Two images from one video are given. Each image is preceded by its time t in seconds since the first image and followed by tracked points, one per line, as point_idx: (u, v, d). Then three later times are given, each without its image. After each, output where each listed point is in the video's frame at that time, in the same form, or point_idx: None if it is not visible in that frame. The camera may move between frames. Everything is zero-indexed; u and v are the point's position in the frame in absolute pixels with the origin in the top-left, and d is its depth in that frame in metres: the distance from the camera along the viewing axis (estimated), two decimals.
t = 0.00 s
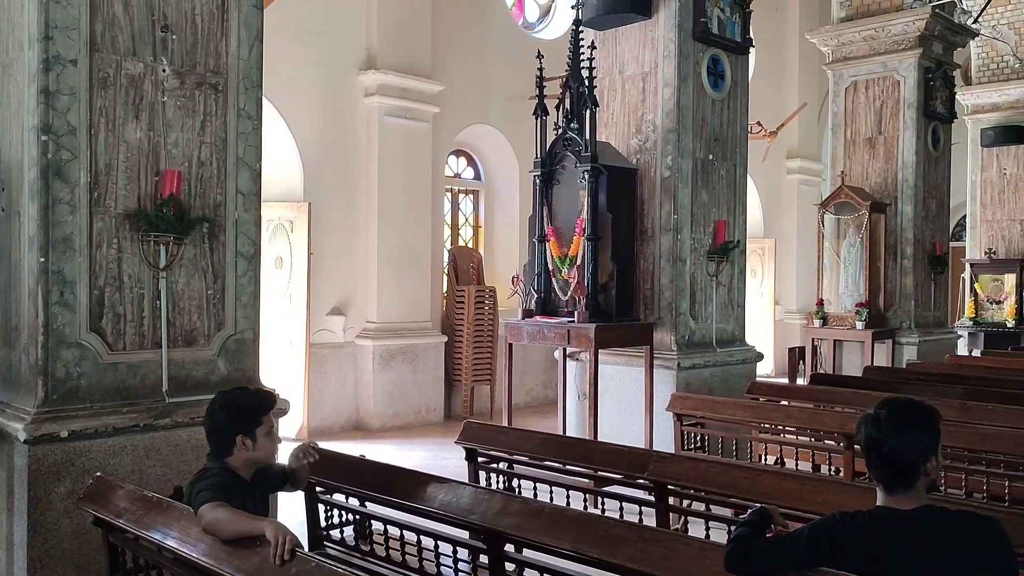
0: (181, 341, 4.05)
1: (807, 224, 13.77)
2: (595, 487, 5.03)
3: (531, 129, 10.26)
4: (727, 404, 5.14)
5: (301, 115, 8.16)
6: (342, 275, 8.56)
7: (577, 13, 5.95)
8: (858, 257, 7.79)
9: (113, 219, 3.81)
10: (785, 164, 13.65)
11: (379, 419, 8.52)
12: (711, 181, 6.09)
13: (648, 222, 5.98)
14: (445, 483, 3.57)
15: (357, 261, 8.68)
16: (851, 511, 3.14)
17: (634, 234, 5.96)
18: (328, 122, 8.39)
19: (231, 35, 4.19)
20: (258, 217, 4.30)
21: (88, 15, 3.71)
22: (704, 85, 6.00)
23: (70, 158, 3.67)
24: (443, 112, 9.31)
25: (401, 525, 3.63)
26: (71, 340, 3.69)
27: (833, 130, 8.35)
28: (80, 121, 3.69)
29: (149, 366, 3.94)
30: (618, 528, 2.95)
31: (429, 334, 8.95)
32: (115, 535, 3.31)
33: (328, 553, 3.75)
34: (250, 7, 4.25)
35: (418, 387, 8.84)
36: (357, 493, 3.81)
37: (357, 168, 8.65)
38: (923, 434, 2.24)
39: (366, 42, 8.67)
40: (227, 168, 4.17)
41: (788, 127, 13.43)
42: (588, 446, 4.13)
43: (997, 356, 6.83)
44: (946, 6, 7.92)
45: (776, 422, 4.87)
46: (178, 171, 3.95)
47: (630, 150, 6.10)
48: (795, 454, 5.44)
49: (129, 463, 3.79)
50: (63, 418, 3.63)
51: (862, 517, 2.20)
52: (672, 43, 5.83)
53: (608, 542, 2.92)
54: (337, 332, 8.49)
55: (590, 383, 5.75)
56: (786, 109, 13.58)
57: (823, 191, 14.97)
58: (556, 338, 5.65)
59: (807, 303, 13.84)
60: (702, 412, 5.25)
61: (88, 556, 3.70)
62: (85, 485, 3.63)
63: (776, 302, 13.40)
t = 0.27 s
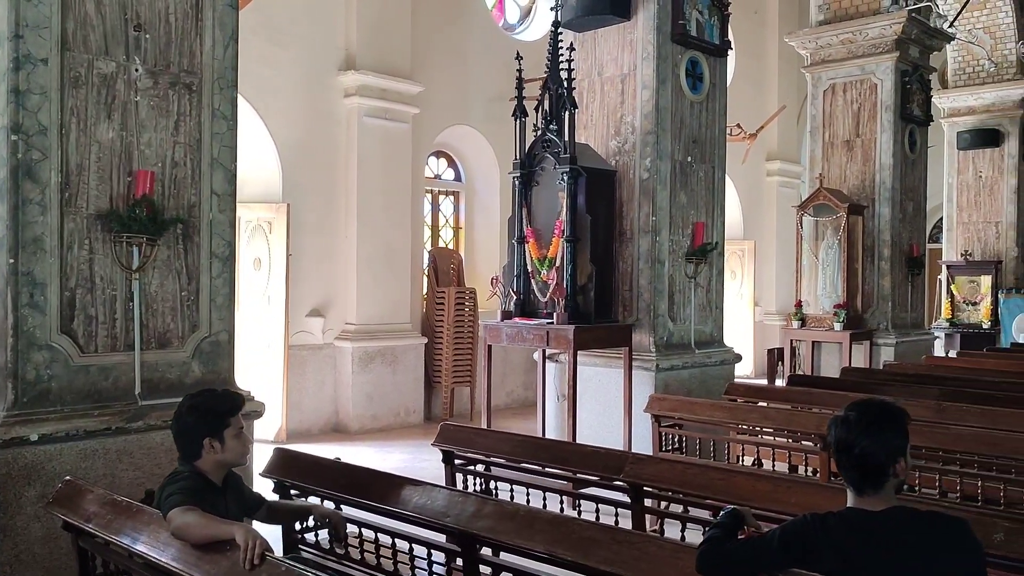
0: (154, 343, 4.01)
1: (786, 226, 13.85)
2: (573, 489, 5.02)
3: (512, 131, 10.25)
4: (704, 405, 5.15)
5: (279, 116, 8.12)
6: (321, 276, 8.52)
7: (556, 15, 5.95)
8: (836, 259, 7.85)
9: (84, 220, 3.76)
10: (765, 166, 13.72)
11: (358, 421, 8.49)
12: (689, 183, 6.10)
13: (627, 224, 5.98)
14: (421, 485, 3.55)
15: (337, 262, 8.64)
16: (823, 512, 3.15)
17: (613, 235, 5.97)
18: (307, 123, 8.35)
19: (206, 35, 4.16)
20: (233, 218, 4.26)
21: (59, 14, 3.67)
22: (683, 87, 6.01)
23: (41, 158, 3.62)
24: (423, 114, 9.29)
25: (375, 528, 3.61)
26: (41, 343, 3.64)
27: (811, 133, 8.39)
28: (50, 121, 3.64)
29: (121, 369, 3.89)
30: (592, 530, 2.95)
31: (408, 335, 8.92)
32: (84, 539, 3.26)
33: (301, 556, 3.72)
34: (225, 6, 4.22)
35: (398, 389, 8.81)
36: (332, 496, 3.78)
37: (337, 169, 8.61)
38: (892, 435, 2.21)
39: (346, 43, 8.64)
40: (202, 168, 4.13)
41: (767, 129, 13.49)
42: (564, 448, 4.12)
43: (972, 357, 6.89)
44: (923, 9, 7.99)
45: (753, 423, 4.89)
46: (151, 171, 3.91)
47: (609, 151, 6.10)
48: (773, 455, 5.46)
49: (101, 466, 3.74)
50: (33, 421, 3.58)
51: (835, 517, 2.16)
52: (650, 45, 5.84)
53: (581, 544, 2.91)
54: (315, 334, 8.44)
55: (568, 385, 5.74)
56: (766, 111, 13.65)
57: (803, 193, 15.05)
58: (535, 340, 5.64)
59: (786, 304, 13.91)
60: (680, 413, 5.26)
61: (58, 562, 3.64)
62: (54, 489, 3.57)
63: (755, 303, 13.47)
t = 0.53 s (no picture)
0: (130, 345, 3.97)
1: (769, 228, 13.91)
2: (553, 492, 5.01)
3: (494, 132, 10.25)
4: (684, 406, 5.16)
5: (260, 117, 8.09)
6: (302, 278, 8.48)
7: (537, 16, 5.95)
8: (817, 260, 7.91)
9: (58, 221, 3.73)
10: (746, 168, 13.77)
11: (339, 423, 8.46)
12: (670, 185, 6.11)
13: (608, 226, 5.99)
14: (400, 488, 3.53)
15: (318, 264, 8.61)
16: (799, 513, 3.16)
17: (594, 237, 5.97)
18: (288, 124, 8.32)
19: (182, 34, 4.12)
20: (210, 219, 4.22)
21: (32, 13, 3.63)
22: (663, 89, 6.02)
23: (14, 158, 3.58)
24: (405, 115, 9.27)
25: (352, 531, 3.58)
26: (13, 345, 3.60)
27: (792, 135, 8.43)
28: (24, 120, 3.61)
29: (96, 371, 3.85)
30: (567, 532, 2.94)
31: (390, 337, 8.89)
32: (55, 544, 3.21)
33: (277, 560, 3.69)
34: (202, 6, 4.18)
35: (379, 392, 8.78)
36: (309, 500, 3.75)
37: (318, 171, 8.58)
38: (865, 436, 2.18)
39: (327, 44, 8.60)
40: (179, 169, 4.09)
41: (749, 132, 13.56)
42: (543, 450, 4.12)
43: (950, 358, 6.93)
44: (902, 14, 8.05)
45: (732, 425, 4.90)
46: (126, 172, 3.87)
47: (591, 154, 6.10)
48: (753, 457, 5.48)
49: (74, 470, 3.70)
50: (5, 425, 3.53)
51: (807, 519, 2.15)
52: (631, 47, 5.85)
53: (557, 547, 2.90)
54: (296, 336, 8.41)
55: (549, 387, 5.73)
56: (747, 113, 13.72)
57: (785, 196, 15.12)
58: (516, 342, 5.63)
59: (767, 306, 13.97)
60: (660, 415, 5.26)
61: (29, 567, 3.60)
62: (26, 493, 3.52)
63: (737, 305, 13.52)
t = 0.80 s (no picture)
0: (107, 348, 3.93)
1: (752, 231, 13.96)
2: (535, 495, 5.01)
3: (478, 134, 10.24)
4: (666, 409, 5.17)
5: (242, 119, 8.06)
6: (284, 280, 8.45)
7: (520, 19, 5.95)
8: (799, 263, 7.97)
9: (34, 222, 3.69)
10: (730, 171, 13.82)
11: (322, 426, 8.42)
12: (652, 188, 6.12)
13: (591, 228, 5.99)
14: (380, 492, 3.51)
15: (301, 266, 8.58)
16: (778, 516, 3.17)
17: (576, 240, 5.98)
18: (270, 125, 8.29)
19: (162, 35, 4.09)
20: (189, 222, 4.19)
21: (8, 14, 3.60)
22: (646, 92, 6.03)
23: None
24: (388, 117, 9.25)
25: (330, 535, 3.57)
26: None
27: (775, 139, 8.48)
28: None
29: (73, 374, 3.81)
30: (545, 535, 2.94)
31: (373, 340, 8.87)
32: (29, 550, 3.17)
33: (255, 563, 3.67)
34: (182, 6, 4.15)
35: (362, 394, 8.75)
36: (288, 503, 3.73)
37: (301, 172, 8.56)
38: (840, 439, 2.17)
39: (310, 45, 8.58)
40: (157, 170, 4.06)
41: (732, 135, 13.61)
42: (524, 453, 4.12)
43: (930, 361, 6.97)
44: (883, 18, 8.10)
45: (713, 427, 4.92)
46: (103, 173, 3.84)
47: (574, 156, 6.11)
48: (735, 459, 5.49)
49: (50, 474, 3.66)
50: None
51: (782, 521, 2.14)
52: (613, 50, 5.86)
53: (535, 550, 2.90)
54: (278, 338, 8.37)
55: (531, 389, 5.72)
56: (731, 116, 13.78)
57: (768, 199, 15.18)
58: (499, 344, 5.62)
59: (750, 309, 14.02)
60: (642, 418, 5.26)
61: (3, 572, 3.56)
62: None
63: (720, 307, 13.56)
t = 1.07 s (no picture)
0: (84, 350, 3.89)
1: (734, 233, 14.02)
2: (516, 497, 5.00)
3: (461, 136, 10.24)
4: (647, 410, 5.18)
5: (223, 120, 8.01)
6: (266, 282, 8.40)
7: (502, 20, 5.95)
8: (780, 265, 8.01)
9: (8, 223, 3.65)
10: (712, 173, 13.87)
11: (304, 428, 8.38)
12: (634, 190, 6.14)
13: (573, 230, 5.99)
14: (360, 495, 3.50)
15: (283, 268, 8.53)
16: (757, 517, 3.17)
17: (559, 241, 5.97)
18: (252, 126, 8.25)
19: (139, 34, 4.05)
20: (167, 223, 4.15)
21: None
22: (627, 94, 6.05)
23: None
24: (370, 118, 9.22)
25: (309, 538, 3.54)
26: None
27: (756, 141, 8.51)
28: None
29: (48, 377, 3.76)
30: (524, 538, 2.93)
31: (355, 342, 8.84)
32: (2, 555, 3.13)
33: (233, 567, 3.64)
34: (160, 6, 4.12)
35: (344, 396, 8.72)
36: (266, 507, 3.70)
37: (283, 174, 8.51)
38: (817, 440, 2.18)
39: (292, 46, 8.54)
40: (135, 171, 4.02)
41: (714, 138, 13.67)
42: (505, 455, 4.11)
43: (909, 362, 7.02)
44: (863, 21, 8.15)
45: (694, 429, 4.93)
46: (79, 174, 3.80)
47: (556, 158, 6.11)
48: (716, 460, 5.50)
49: (25, 478, 3.61)
50: None
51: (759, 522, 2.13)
52: (595, 52, 5.87)
53: (514, 552, 2.89)
54: (259, 340, 8.32)
55: (513, 391, 5.72)
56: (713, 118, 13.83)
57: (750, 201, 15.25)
58: (480, 346, 5.61)
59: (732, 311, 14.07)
60: (623, 419, 5.26)
61: None
62: None
63: (703, 309, 13.61)
